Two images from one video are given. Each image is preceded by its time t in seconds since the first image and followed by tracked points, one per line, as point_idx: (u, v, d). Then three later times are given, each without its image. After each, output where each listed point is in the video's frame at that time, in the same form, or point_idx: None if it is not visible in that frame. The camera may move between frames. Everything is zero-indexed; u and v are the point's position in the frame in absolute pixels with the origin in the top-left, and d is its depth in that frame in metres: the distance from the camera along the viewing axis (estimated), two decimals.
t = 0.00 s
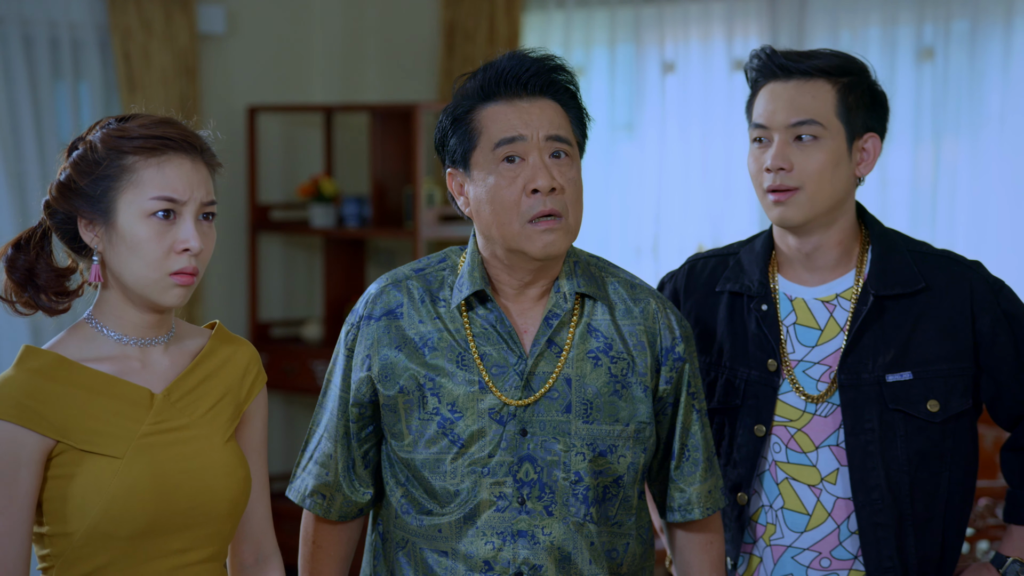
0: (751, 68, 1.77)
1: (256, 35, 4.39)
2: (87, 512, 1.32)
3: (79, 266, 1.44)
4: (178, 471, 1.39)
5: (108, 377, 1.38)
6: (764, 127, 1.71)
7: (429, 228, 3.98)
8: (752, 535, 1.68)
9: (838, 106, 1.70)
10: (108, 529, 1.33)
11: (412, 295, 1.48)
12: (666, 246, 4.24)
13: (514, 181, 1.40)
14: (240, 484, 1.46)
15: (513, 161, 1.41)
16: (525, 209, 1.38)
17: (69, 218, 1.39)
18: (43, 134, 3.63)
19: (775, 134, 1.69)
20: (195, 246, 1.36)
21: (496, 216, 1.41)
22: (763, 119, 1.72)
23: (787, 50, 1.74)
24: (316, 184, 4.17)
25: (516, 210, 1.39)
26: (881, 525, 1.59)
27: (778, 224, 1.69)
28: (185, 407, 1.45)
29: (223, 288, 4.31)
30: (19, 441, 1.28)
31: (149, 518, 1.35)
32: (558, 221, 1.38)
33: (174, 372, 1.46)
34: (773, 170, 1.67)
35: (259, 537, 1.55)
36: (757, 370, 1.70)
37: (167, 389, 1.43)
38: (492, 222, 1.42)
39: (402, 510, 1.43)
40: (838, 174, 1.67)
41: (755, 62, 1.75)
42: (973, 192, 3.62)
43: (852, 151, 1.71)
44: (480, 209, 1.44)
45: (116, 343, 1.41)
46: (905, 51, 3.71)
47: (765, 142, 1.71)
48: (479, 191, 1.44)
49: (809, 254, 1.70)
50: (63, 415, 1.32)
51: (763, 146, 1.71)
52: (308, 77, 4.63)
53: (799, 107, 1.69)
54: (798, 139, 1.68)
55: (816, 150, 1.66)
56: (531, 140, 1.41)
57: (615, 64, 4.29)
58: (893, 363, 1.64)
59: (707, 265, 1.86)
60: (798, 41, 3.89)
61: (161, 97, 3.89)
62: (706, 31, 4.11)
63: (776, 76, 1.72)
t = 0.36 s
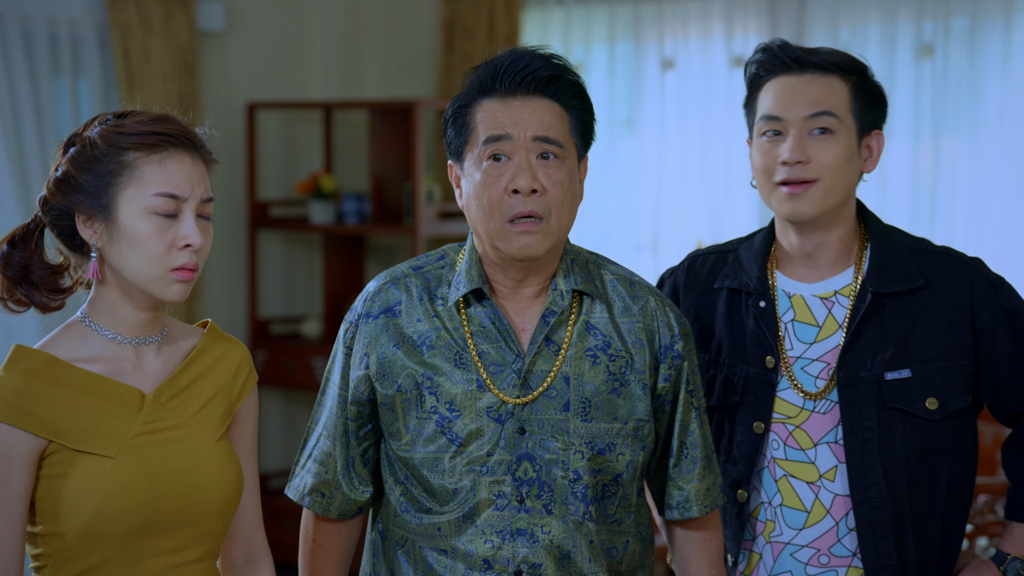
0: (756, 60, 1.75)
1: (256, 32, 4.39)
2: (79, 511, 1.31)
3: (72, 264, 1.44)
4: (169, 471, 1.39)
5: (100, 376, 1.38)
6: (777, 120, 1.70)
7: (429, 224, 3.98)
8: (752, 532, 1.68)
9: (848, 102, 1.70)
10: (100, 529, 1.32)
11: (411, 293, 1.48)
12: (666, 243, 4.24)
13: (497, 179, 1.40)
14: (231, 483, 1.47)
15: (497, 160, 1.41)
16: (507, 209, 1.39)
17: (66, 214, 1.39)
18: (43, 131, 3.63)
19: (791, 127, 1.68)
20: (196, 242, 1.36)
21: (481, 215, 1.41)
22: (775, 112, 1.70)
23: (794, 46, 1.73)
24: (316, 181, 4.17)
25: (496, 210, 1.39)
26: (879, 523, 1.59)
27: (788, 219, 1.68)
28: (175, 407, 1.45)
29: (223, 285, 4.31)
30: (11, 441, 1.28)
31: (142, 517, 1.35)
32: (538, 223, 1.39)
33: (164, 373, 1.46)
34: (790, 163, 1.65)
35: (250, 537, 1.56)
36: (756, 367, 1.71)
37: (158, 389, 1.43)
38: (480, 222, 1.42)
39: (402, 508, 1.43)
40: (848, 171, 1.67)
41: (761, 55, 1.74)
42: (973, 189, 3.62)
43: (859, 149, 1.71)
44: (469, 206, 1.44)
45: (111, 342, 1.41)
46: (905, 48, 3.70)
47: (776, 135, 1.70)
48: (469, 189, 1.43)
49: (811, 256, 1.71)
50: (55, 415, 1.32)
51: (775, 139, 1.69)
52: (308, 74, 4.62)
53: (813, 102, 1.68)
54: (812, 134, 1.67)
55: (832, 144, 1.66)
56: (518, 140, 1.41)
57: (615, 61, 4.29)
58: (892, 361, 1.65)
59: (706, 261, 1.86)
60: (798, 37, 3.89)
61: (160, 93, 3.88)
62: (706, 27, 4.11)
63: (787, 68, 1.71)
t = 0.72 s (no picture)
0: (763, 55, 1.75)
1: (256, 27, 4.38)
2: (83, 505, 1.33)
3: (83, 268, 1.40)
4: (172, 464, 1.42)
5: (103, 369, 1.40)
6: (799, 114, 1.67)
7: (429, 220, 3.98)
8: (755, 529, 1.68)
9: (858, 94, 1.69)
10: (103, 523, 1.34)
11: (410, 288, 1.48)
12: (666, 238, 4.25)
13: (488, 176, 1.40)
14: (230, 474, 1.50)
15: (487, 155, 1.42)
16: (496, 205, 1.39)
17: (93, 216, 1.38)
18: (43, 126, 3.63)
19: (816, 120, 1.66)
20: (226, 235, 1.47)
21: (471, 211, 1.42)
22: (797, 105, 1.68)
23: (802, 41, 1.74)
24: (316, 176, 4.17)
25: (484, 207, 1.40)
26: (882, 519, 1.59)
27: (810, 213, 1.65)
28: (176, 398, 1.47)
29: (223, 280, 4.31)
30: (16, 434, 1.28)
31: (144, 510, 1.38)
32: (526, 221, 1.39)
33: (164, 363, 1.49)
34: (821, 154, 1.63)
35: (242, 528, 1.58)
36: (758, 365, 1.71)
37: (159, 380, 1.45)
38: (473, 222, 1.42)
39: (401, 504, 1.44)
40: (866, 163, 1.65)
41: (769, 49, 1.74)
42: (972, 184, 3.62)
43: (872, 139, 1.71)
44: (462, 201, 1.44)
45: (116, 335, 1.44)
46: (905, 44, 3.70)
47: (799, 129, 1.67)
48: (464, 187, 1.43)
49: (817, 246, 1.70)
50: (58, 409, 1.33)
51: (797, 132, 1.67)
52: (308, 69, 4.62)
53: (836, 94, 1.66)
54: (837, 126, 1.66)
55: (856, 136, 1.65)
56: (509, 137, 1.41)
57: (615, 56, 4.30)
58: (895, 357, 1.65)
59: (705, 258, 1.86)
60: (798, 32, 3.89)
61: (160, 88, 3.88)
62: (706, 23, 4.11)
63: (802, 58, 1.70)
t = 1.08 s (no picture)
0: (748, 50, 1.74)
1: (257, 22, 4.38)
2: (99, 499, 1.34)
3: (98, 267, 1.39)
4: (184, 457, 1.43)
5: (114, 363, 1.40)
6: (788, 108, 1.67)
7: (429, 216, 3.98)
8: (738, 527, 1.67)
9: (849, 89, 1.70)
10: (118, 516, 1.35)
11: (409, 283, 1.48)
12: (666, 233, 4.25)
13: (485, 172, 1.40)
14: (234, 466, 1.52)
15: (484, 152, 1.42)
16: (494, 201, 1.39)
17: (107, 214, 1.37)
18: (43, 122, 3.63)
19: (804, 114, 1.66)
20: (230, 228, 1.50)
21: (469, 208, 1.42)
22: (785, 99, 1.67)
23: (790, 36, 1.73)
24: (316, 172, 4.17)
25: (483, 204, 1.40)
26: (865, 520, 1.59)
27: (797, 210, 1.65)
28: (183, 391, 1.49)
29: (223, 276, 4.31)
30: (31, 429, 1.28)
31: (159, 503, 1.39)
32: (524, 217, 1.40)
33: (169, 357, 1.50)
34: (810, 149, 1.63)
35: (233, 519, 1.60)
36: (743, 364, 1.70)
37: (167, 374, 1.47)
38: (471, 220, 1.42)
39: (400, 499, 1.44)
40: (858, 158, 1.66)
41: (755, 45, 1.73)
42: (972, 180, 3.62)
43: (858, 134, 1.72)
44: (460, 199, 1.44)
45: (124, 330, 1.44)
46: (905, 39, 3.70)
47: (788, 124, 1.67)
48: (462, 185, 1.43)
49: (803, 243, 1.69)
50: (72, 404, 1.33)
51: (785, 127, 1.67)
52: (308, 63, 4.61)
53: (824, 88, 1.66)
54: (824, 121, 1.66)
55: (844, 131, 1.66)
56: (507, 133, 1.41)
57: (615, 51, 4.31)
58: (880, 358, 1.65)
59: (686, 255, 1.84)
60: (798, 29, 3.89)
61: (160, 84, 3.88)
62: (706, 19, 4.10)
63: (790, 54, 1.70)
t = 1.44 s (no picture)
0: (749, 47, 1.74)
1: (257, 21, 4.38)
2: (125, 499, 1.34)
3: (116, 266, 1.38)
4: (205, 454, 1.44)
5: (132, 364, 1.41)
6: (790, 105, 1.67)
7: (430, 215, 3.98)
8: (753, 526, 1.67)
9: (852, 84, 1.69)
10: (146, 514, 1.36)
11: (409, 282, 1.48)
12: (667, 233, 4.24)
13: (485, 171, 1.40)
14: (252, 463, 1.53)
15: (485, 151, 1.42)
16: (494, 200, 1.39)
17: (127, 215, 1.36)
18: (45, 121, 3.63)
19: (806, 111, 1.66)
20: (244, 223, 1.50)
21: (469, 206, 1.42)
22: (787, 96, 1.67)
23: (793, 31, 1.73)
24: (317, 171, 4.17)
25: (484, 202, 1.40)
26: (880, 512, 1.60)
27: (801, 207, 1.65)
28: (198, 390, 1.49)
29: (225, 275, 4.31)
30: (58, 432, 1.28)
31: (186, 499, 1.40)
32: (525, 216, 1.40)
33: (183, 356, 1.51)
34: (812, 146, 1.62)
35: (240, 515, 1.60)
36: (755, 361, 1.69)
37: (183, 372, 1.48)
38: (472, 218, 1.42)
39: (401, 498, 1.44)
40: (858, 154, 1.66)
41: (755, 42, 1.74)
42: (974, 180, 3.61)
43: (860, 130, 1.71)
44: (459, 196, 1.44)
45: (140, 331, 1.45)
46: (906, 38, 3.70)
47: (791, 120, 1.67)
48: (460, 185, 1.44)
49: (809, 240, 1.69)
50: (95, 406, 1.33)
51: (787, 124, 1.66)
52: (309, 62, 4.62)
53: (826, 84, 1.66)
54: (827, 117, 1.66)
55: (846, 127, 1.65)
56: (507, 132, 1.41)
57: (616, 51, 4.31)
58: (889, 350, 1.65)
59: (694, 256, 1.84)
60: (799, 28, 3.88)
61: (161, 83, 3.88)
62: (707, 18, 4.10)
63: (790, 49, 1.70)
